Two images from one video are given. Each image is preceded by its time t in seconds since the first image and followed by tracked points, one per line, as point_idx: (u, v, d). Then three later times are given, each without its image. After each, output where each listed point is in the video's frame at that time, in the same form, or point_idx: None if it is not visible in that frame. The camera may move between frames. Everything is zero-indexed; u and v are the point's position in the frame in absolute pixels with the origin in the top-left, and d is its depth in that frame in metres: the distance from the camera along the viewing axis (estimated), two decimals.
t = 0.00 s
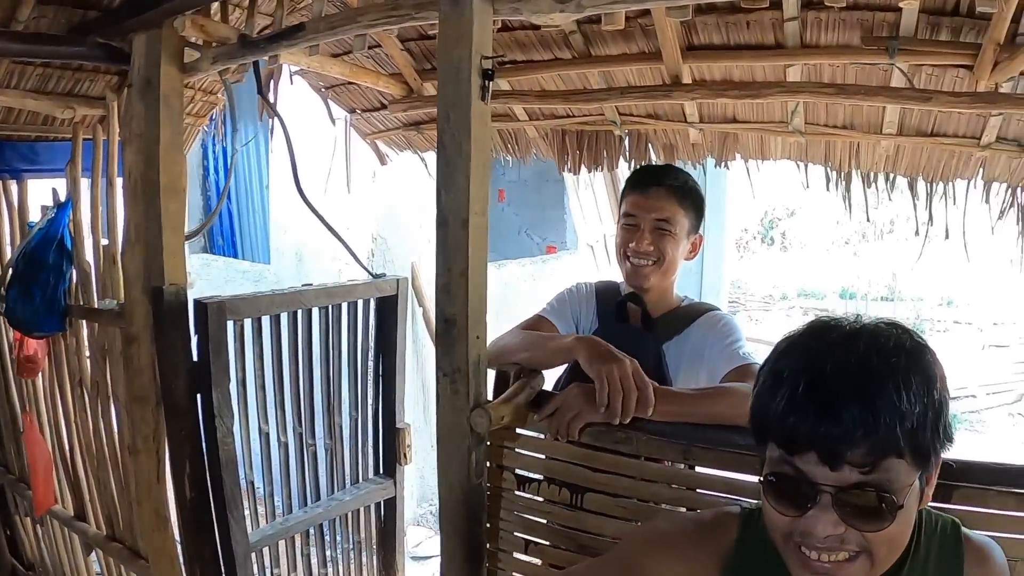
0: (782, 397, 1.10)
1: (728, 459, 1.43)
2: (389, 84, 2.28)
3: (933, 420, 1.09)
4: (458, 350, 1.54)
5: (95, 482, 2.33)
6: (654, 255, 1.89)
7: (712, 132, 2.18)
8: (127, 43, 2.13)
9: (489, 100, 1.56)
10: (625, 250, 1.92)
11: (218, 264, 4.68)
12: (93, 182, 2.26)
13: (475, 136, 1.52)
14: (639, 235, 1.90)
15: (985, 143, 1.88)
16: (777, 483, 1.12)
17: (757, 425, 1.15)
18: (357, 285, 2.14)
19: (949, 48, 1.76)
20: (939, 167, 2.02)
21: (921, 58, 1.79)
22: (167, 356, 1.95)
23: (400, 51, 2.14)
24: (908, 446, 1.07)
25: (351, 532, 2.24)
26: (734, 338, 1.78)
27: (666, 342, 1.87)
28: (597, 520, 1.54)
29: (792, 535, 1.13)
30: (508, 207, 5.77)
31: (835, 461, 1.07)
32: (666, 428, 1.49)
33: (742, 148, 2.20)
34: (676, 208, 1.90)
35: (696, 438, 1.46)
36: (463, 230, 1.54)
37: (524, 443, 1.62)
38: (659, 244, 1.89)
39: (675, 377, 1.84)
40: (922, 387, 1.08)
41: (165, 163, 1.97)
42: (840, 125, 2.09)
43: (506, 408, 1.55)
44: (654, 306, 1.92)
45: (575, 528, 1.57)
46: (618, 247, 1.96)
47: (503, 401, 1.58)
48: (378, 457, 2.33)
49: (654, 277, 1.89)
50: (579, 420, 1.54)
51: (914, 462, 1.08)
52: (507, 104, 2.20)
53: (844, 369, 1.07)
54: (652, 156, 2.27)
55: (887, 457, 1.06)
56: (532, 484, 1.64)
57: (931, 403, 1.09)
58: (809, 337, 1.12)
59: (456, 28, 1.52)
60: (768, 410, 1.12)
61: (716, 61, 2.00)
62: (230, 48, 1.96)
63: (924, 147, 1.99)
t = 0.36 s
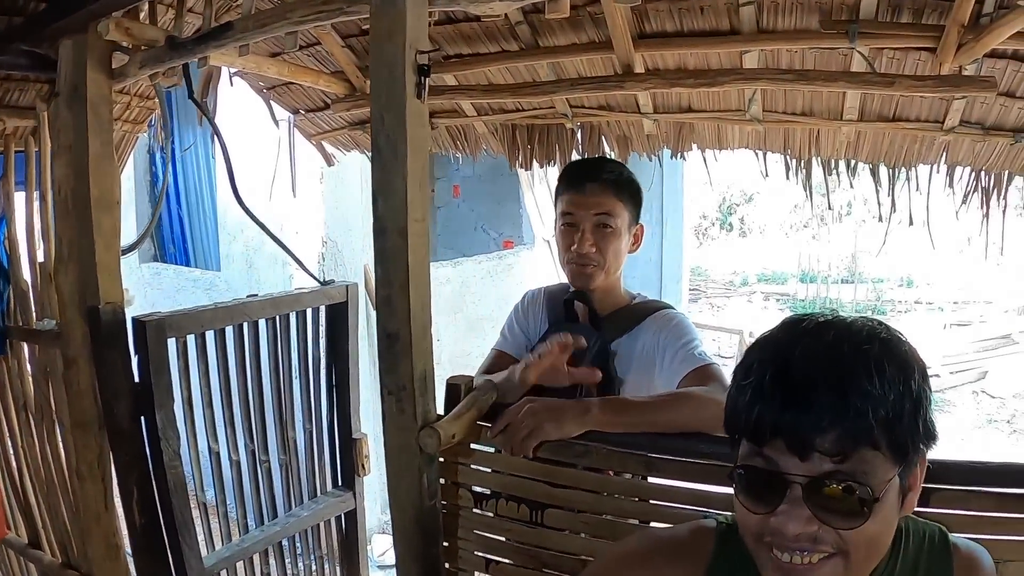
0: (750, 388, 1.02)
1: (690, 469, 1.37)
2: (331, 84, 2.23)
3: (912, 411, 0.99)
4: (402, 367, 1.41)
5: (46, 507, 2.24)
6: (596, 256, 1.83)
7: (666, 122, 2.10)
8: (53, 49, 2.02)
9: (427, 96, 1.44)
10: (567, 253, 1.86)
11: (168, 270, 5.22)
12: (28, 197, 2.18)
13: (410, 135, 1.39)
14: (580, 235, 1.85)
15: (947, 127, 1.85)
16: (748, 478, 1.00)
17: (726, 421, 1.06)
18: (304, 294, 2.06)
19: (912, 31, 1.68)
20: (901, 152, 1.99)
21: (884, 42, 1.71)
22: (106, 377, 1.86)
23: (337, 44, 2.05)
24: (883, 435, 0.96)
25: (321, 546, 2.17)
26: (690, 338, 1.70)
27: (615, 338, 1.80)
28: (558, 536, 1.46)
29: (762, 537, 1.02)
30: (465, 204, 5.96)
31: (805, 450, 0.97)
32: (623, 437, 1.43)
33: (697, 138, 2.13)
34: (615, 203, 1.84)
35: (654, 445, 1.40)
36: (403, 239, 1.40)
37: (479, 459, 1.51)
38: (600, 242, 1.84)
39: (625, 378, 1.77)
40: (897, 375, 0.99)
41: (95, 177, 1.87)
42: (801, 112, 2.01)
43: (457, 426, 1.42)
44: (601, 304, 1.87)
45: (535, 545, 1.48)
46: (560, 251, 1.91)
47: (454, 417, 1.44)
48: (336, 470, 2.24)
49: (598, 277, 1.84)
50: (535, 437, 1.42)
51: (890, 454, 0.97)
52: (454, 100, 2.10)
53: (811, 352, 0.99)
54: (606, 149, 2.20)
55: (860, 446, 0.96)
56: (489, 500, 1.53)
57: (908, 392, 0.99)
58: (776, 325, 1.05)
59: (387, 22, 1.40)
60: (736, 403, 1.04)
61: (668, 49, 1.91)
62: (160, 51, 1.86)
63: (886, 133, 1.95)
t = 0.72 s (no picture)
0: (756, 412, 0.96)
1: (665, 487, 1.33)
2: (293, 80, 2.14)
3: (928, 437, 0.94)
4: (362, 386, 1.34)
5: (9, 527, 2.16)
6: (564, 256, 1.80)
7: (642, 115, 2.02)
8: None
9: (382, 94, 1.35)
10: (534, 259, 1.83)
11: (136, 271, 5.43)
12: None
13: (364, 139, 1.30)
14: (545, 238, 1.81)
15: (935, 119, 1.79)
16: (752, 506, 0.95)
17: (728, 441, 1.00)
18: (268, 300, 1.98)
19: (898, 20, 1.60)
20: (885, 146, 1.93)
21: (870, 32, 1.64)
22: (61, 394, 1.78)
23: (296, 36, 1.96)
24: (899, 465, 0.91)
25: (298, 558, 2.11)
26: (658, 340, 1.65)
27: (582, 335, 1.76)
28: (532, 556, 1.41)
29: (767, 569, 0.97)
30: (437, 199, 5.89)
31: (815, 481, 0.91)
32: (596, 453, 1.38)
33: (675, 132, 2.05)
34: (576, 202, 1.82)
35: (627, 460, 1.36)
36: (359, 249, 1.32)
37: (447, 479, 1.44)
38: (566, 242, 1.81)
39: (591, 380, 1.72)
40: (915, 398, 0.93)
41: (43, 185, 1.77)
42: (782, 104, 1.94)
43: (425, 446, 1.36)
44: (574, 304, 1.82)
45: (509, 567, 1.43)
46: (525, 255, 1.87)
47: (421, 437, 1.37)
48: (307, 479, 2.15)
49: (568, 278, 1.80)
50: (501, 465, 1.36)
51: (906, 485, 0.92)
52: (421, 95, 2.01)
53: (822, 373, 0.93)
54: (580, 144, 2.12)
55: (876, 479, 0.91)
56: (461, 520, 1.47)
57: (925, 418, 0.94)
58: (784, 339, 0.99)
59: (340, 15, 1.30)
60: (740, 425, 0.98)
61: (643, 41, 1.82)
62: (108, 50, 1.76)
63: (872, 126, 1.88)
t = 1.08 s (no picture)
0: (729, 441, 0.96)
1: (638, 505, 1.29)
2: (247, 83, 2.05)
3: (927, 489, 0.90)
4: (317, 413, 1.33)
5: None
6: (518, 244, 1.76)
7: (610, 107, 1.95)
8: None
9: (321, 99, 1.28)
10: (487, 247, 1.78)
11: (102, 283, 5.59)
12: None
13: (301, 153, 1.25)
14: (499, 227, 1.77)
15: (915, 104, 1.73)
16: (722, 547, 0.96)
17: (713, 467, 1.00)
18: (231, 313, 1.91)
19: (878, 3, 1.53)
20: (865, 132, 1.87)
21: (848, 14, 1.56)
22: (17, 422, 1.71)
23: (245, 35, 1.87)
24: (888, 519, 0.88)
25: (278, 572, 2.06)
26: (611, 330, 1.62)
27: (536, 333, 1.73)
28: None
29: None
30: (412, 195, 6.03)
31: (793, 525, 0.91)
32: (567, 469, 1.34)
33: (646, 123, 1.98)
34: (530, 190, 1.78)
35: (596, 476, 1.32)
36: (304, 268, 1.28)
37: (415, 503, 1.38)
38: (521, 231, 1.76)
39: (547, 380, 1.69)
40: (915, 449, 0.89)
41: None
42: (756, 91, 1.86)
43: (386, 473, 1.34)
44: (526, 300, 1.78)
45: None
46: (479, 246, 1.82)
47: (382, 463, 1.36)
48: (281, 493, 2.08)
49: (523, 267, 1.76)
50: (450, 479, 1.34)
51: (895, 540, 0.89)
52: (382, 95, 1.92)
53: (811, 418, 0.90)
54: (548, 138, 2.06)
55: (858, 532, 0.89)
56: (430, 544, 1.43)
57: (926, 471, 0.89)
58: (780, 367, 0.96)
59: (274, 14, 1.23)
60: (723, 451, 0.98)
61: (611, 29, 1.74)
62: (46, 62, 1.67)
63: (849, 112, 1.81)
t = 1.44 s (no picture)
0: (731, 458, 0.93)
1: (627, 511, 1.26)
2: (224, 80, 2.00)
3: (936, 499, 0.88)
4: (294, 423, 1.30)
5: None
6: (493, 245, 1.72)
7: (597, 101, 1.91)
8: None
9: (292, 98, 1.26)
10: (462, 246, 1.74)
11: (86, 283, 5.54)
12: None
13: (271, 159, 1.22)
14: (475, 226, 1.72)
15: (907, 95, 1.70)
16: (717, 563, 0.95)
17: (710, 480, 0.98)
18: (210, 316, 1.88)
19: None
20: (855, 124, 1.83)
21: (840, 5, 1.53)
22: None
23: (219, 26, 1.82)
24: (896, 534, 0.88)
25: None
26: (591, 349, 1.59)
27: (514, 342, 1.68)
28: None
29: None
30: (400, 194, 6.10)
31: (801, 545, 0.90)
32: (554, 474, 1.32)
33: (633, 117, 1.94)
34: (510, 190, 1.74)
35: (584, 481, 1.30)
36: (277, 273, 1.25)
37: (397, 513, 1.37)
38: (497, 230, 1.72)
39: (524, 391, 1.66)
40: (923, 461, 0.87)
41: None
42: (745, 84, 1.83)
43: (366, 484, 1.31)
44: (505, 302, 1.75)
45: None
46: (455, 244, 1.79)
47: (361, 474, 1.33)
48: (265, 496, 2.04)
49: (499, 269, 1.72)
50: (416, 501, 1.32)
51: (904, 552, 0.89)
52: (362, 90, 1.88)
53: (813, 435, 0.87)
54: (533, 133, 2.02)
55: (866, 547, 0.88)
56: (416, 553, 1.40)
57: (935, 480, 0.88)
58: (778, 379, 0.92)
59: (245, 10, 1.21)
60: (720, 466, 0.96)
61: (597, 20, 1.70)
62: (15, 61, 1.63)
63: (840, 104, 1.78)
